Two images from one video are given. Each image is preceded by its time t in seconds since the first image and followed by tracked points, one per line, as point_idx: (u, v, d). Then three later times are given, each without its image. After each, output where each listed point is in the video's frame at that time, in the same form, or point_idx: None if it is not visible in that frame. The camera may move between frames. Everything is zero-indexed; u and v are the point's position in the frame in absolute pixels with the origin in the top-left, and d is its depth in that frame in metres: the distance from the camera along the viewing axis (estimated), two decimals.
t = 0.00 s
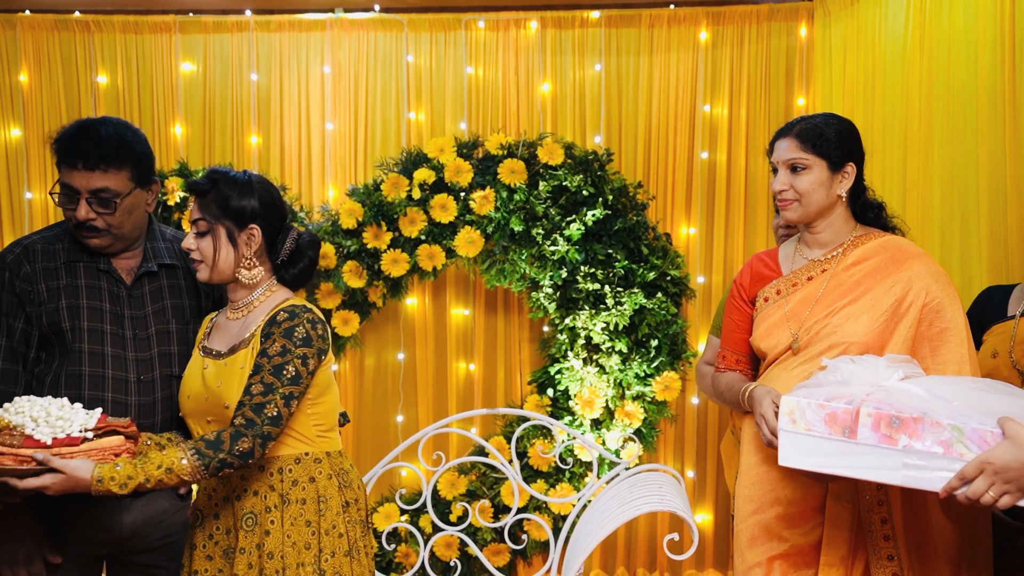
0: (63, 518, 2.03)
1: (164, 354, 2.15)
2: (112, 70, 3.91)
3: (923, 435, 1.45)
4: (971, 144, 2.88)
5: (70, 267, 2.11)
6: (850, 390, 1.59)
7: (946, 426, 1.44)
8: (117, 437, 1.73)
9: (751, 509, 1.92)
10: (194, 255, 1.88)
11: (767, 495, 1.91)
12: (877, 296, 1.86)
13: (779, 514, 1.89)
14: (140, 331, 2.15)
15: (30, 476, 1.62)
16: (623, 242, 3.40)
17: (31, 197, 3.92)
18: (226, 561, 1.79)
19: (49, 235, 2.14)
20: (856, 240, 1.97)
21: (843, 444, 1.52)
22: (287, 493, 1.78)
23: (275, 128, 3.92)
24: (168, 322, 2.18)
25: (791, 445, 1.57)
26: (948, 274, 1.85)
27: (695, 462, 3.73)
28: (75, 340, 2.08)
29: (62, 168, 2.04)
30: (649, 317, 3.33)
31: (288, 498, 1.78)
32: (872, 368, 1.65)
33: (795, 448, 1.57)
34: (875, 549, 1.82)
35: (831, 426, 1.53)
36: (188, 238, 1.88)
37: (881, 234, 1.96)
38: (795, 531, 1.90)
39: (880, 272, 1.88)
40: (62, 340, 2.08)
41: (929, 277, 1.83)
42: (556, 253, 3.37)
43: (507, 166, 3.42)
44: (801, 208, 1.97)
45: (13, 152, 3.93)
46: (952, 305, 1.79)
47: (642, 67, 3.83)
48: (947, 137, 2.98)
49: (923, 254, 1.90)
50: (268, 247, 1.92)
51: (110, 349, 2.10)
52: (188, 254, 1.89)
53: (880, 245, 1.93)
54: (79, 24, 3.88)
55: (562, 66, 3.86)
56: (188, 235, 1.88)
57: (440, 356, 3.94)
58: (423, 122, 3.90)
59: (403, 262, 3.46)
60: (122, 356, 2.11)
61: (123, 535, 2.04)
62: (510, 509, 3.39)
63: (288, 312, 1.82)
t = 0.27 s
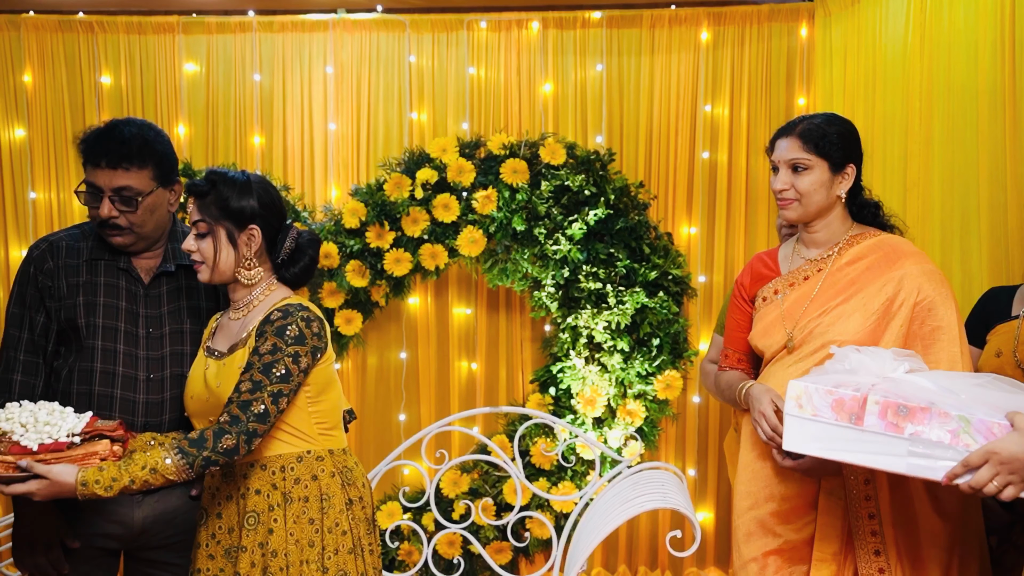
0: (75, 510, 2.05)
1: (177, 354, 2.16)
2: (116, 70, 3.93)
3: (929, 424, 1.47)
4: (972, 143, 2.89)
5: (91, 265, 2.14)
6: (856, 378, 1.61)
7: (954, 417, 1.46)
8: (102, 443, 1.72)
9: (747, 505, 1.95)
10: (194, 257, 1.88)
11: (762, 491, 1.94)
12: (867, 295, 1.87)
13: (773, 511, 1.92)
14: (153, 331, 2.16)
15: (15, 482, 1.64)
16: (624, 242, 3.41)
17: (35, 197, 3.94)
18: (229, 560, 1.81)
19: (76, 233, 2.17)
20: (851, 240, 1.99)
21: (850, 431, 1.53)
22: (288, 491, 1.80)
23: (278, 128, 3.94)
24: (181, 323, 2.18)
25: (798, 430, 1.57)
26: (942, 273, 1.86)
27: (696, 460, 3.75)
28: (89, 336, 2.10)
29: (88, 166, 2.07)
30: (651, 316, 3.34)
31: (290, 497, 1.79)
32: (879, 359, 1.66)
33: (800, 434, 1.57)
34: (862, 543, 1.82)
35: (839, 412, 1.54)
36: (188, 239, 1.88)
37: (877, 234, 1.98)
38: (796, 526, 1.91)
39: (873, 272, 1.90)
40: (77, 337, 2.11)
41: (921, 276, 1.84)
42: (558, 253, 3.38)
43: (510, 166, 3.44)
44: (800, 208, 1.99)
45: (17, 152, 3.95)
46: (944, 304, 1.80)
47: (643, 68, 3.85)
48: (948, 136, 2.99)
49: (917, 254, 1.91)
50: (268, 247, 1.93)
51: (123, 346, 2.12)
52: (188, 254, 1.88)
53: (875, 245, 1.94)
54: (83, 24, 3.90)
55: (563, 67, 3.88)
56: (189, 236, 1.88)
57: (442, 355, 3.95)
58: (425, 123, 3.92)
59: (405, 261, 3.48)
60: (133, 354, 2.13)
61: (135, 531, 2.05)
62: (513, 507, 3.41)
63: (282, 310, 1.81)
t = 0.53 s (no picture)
0: (88, 506, 2.06)
1: (188, 351, 2.16)
2: (120, 70, 3.94)
3: (931, 412, 1.49)
4: (972, 143, 2.91)
5: (105, 264, 2.16)
6: (859, 364, 1.64)
7: (955, 406, 1.48)
8: (95, 446, 1.70)
9: (747, 503, 1.98)
10: (206, 257, 1.89)
11: (763, 488, 1.96)
12: (863, 292, 1.89)
13: (773, 508, 1.94)
14: (164, 328, 2.17)
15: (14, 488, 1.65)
16: (626, 241, 3.43)
17: (38, 196, 3.95)
18: (239, 556, 1.83)
19: (92, 233, 2.20)
20: (845, 238, 2.01)
21: (851, 415, 1.56)
22: (297, 490, 1.81)
23: (281, 128, 3.95)
24: (193, 320, 2.19)
25: (799, 412, 1.60)
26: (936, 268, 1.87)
27: (697, 459, 3.77)
28: (101, 334, 2.12)
29: (114, 158, 2.12)
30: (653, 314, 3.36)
31: (299, 495, 1.80)
32: (884, 348, 1.68)
33: (802, 416, 1.60)
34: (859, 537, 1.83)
35: (842, 397, 1.58)
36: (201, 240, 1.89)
37: (870, 232, 2.00)
38: (798, 522, 1.93)
39: (867, 268, 1.92)
40: (90, 334, 2.13)
41: (915, 271, 1.86)
42: (561, 251, 3.40)
43: (512, 165, 3.46)
44: (798, 208, 2.01)
45: (21, 151, 3.96)
46: (937, 299, 1.81)
47: (644, 68, 3.86)
48: (948, 136, 3.01)
49: (911, 250, 1.92)
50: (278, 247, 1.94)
51: (135, 344, 2.14)
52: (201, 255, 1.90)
53: (867, 242, 1.96)
54: (86, 24, 3.92)
55: (565, 67, 3.89)
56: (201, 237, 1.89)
57: (444, 354, 3.97)
58: (428, 122, 3.94)
59: (408, 260, 3.49)
60: (145, 351, 2.14)
61: (147, 527, 2.07)
62: (516, 505, 3.43)
63: (289, 310, 1.82)
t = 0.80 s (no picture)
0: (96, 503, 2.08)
1: (197, 349, 2.18)
2: (123, 70, 3.96)
3: (933, 403, 1.51)
4: (972, 143, 2.93)
5: (114, 261, 2.18)
6: (863, 352, 1.65)
7: (958, 398, 1.50)
8: (97, 433, 1.70)
9: (750, 500, 2.00)
10: (223, 257, 1.89)
11: (766, 485, 1.98)
12: (861, 287, 1.91)
13: (778, 505, 1.96)
14: (174, 326, 2.19)
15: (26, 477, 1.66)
16: (628, 240, 3.44)
17: (42, 196, 3.97)
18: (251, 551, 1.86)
19: (101, 231, 2.22)
20: (839, 236, 2.03)
21: (853, 402, 1.57)
22: (308, 487, 1.83)
23: (284, 128, 3.97)
24: (202, 318, 2.21)
25: (802, 396, 1.61)
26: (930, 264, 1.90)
27: (698, 457, 3.79)
28: (110, 331, 2.14)
29: (132, 147, 2.14)
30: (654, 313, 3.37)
31: (310, 492, 1.82)
32: (888, 335, 1.70)
33: (804, 400, 1.61)
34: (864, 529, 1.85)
35: (845, 383, 1.59)
36: (219, 239, 1.89)
37: (862, 230, 2.03)
38: (799, 519, 1.95)
39: (864, 265, 1.94)
40: (99, 332, 2.15)
41: (910, 267, 1.88)
42: (563, 250, 3.42)
43: (514, 165, 3.48)
44: (805, 210, 2.02)
45: (25, 151, 3.97)
46: (933, 293, 1.83)
47: (645, 68, 3.88)
48: (947, 136, 3.03)
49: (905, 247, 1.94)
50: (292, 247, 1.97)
51: (144, 341, 2.15)
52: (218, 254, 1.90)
53: (861, 239, 1.99)
54: (90, 24, 3.93)
55: (567, 67, 3.91)
56: (219, 237, 1.89)
57: (446, 353, 3.99)
58: (430, 122, 3.96)
59: (411, 260, 3.51)
60: (154, 349, 2.15)
61: (157, 524, 2.09)
62: (518, 503, 3.45)
63: (301, 308, 1.84)
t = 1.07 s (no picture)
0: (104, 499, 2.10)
1: (204, 347, 2.21)
2: (126, 70, 3.97)
3: (932, 404, 1.53)
4: (971, 144, 2.95)
5: (119, 260, 2.20)
6: (862, 354, 1.67)
7: (957, 398, 1.52)
8: (86, 410, 1.75)
9: (759, 501, 1.99)
10: (252, 257, 1.89)
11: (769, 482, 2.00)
12: (866, 284, 1.94)
13: (785, 504, 1.97)
14: (181, 324, 2.21)
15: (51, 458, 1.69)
16: (629, 240, 3.46)
17: (46, 195, 3.98)
18: (264, 546, 1.86)
19: (104, 230, 2.24)
20: (835, 234, 2.05)
21: (854, 404, 1.59)
22: (323, 480, 1.84)
23: (286, 128, 3.99)
24: (208, 316, 2.23)
25: (803, 399, 1.63)
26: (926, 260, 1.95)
27: (699, 455, 3.81)
28: (117, 329, 2.15)
29: (143, 145, 2.16)
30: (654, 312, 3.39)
31: (324, 485, 1.84)
32: (886, 337, 1.72)
33: (805, 403, 1.63)
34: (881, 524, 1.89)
35: (846, 386, 1.61)
36: (251, 240, 1.89)
37: (857, 227, 2.05)
38: (802, 516, 1.96)
39: (864, 263, 1.97)
40: (106, 330, 2.16)
41: (910, 263, 1.92)
42: (564, 250, 3.44)
43: (516, 165, 3.50)
44: (819, 211, 2.02)
45: (28, 151, 3.99)
46: (933, 289, 1.88)
47: (646, 68, 3.90)
48: (946, 137, 3.06)
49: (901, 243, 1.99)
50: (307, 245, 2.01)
51: (152, 339, 2.17)
52: (246, 254, 1.89)
53: (859, 237, 2.01)
54: (93, 24, 3.95)
55: (568, 67, 3.93)
56: (251, 237, 1.89)
57: (448, 351, 4.01)
58: (432, 122, 3.97)
59: (413, 259, 3.53)
60: (163, 346, 2.17)
61: (164, 521, 2.11)
62: (520, 500, 3.47)
63: (322, 301, 1.86)
